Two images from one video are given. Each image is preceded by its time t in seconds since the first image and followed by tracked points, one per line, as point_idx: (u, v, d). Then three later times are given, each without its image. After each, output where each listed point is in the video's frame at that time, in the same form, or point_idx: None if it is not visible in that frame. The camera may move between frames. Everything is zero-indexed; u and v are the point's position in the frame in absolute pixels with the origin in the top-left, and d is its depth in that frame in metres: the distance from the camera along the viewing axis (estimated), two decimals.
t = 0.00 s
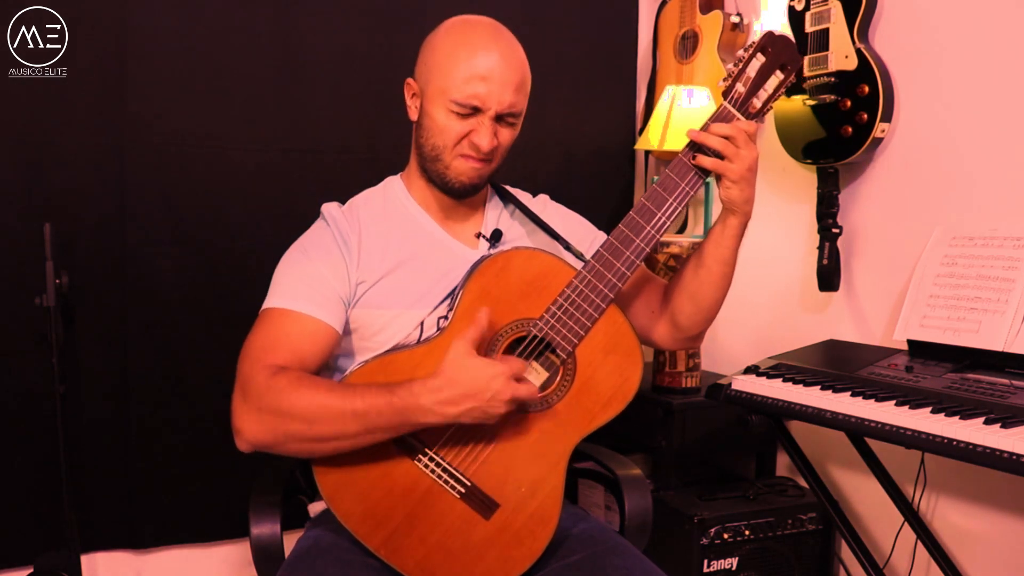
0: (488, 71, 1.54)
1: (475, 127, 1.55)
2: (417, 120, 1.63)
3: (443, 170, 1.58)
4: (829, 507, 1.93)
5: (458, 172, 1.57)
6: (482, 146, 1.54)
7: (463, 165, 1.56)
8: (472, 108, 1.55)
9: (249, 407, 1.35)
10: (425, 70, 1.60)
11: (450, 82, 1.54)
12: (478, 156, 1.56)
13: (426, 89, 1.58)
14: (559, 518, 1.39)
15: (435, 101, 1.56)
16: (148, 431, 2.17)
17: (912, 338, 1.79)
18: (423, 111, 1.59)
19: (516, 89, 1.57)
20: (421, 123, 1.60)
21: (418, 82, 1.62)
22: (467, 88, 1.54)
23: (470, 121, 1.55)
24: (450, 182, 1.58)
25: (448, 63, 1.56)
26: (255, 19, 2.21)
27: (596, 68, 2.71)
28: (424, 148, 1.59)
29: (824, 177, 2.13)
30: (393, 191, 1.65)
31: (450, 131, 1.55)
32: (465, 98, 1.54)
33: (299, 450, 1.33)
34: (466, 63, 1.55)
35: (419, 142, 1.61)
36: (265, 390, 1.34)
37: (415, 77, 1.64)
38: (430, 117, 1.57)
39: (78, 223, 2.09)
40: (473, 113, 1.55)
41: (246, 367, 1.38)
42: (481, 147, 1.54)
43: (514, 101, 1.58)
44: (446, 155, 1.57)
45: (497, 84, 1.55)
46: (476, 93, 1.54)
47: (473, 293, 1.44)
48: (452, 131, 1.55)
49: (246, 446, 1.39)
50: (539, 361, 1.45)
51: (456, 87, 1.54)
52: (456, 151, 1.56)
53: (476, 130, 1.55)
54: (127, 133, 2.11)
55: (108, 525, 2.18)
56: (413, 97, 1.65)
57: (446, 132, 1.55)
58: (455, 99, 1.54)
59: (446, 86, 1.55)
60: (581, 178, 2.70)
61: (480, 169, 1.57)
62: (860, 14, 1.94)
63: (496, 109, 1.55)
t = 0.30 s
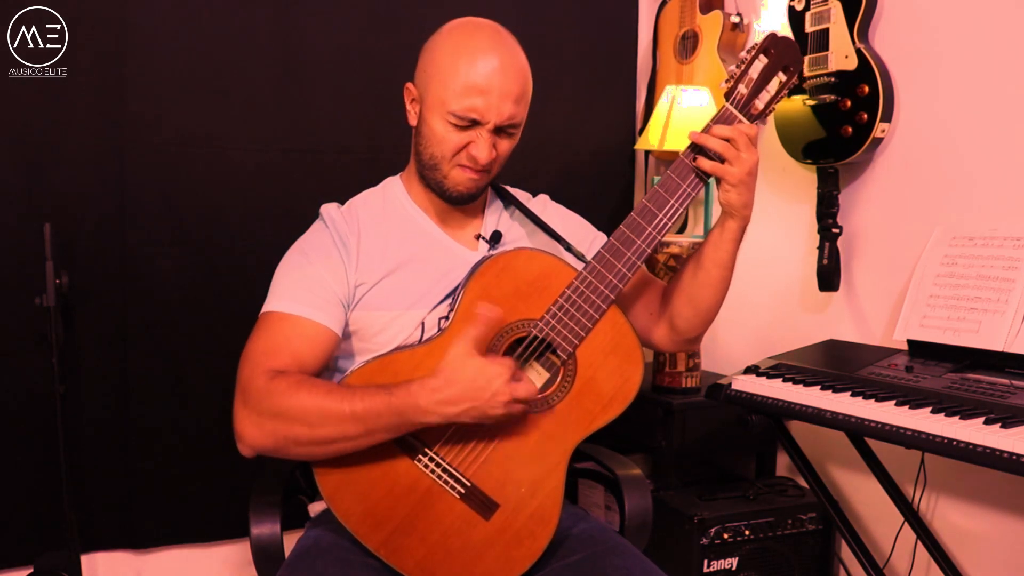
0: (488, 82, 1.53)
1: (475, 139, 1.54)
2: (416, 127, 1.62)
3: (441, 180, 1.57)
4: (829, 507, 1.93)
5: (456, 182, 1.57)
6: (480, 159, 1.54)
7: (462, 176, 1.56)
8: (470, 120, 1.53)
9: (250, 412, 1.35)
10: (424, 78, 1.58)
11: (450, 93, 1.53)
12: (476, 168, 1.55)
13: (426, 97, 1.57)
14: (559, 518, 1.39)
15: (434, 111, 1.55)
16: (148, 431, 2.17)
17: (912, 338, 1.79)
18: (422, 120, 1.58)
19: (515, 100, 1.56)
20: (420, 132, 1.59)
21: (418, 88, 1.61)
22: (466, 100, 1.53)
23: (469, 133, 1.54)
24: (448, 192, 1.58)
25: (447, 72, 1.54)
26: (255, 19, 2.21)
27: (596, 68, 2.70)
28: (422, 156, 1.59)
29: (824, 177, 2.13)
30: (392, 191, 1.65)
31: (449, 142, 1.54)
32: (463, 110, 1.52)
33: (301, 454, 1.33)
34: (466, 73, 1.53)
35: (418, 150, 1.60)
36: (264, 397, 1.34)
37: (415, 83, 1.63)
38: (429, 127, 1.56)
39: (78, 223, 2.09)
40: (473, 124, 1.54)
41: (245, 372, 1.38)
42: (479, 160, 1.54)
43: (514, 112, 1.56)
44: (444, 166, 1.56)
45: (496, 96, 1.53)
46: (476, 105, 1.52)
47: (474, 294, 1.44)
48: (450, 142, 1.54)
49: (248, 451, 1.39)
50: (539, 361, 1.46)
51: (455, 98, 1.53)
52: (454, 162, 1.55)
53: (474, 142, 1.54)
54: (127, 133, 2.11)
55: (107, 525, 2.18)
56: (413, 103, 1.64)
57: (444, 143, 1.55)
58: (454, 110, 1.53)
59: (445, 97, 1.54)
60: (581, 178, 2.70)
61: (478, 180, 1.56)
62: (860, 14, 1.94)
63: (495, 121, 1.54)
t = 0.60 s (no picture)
0: (485, 81, 1.53)
1: (474, 139, 1.54)
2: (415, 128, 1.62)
3: (442, 180, 1.57)
4: (829, 507, 1.93)
5: (457, 182, 1.57)
6: (480, 159, 1.53)
7: (462, 176, 1.56)
8: (470, 119, 1.53)
9: (249, 412, 1.36)
10: (422, 79, 1.58)
11: (447, 93, 1.53)
12: (477, 168, 1.55)
13: (423, 99, 1.57)
14: (559, 518, 1.39)
15: (432, 111, 1.55)
16: (148, 431, 2.17)
17: (912, 338, 1.79)
18: (421, 120, 1.58)
19: (513, 99, 1.56)
20: (419, 133, 1.59)
21: (415, 89, 1.61)
22: (464, 100, 1.53)
23: (468, 133, 1.53)
24: (449, 192, 1.58)
25: (445, 72, 1.54)
26: (254, 19, 2.21)
27: (595, 68, 2.70)
28: (422, 157, 1.59)
29: (824, 177, 2.13)
30: (392, 191, 1.65)
31: (448, 142, 1.54)
32: (462, 109, 1.52)
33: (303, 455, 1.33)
34: (463, 73, 1.53)
35: (417, 151, 1.60)
36: (264, 396, 1.33)
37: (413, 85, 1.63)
38: (428, 128, 1.56)
39: (78, 223, 2.09)
40: (472, 123, 1.54)
41: (245, 373, 1.38)
42: (479, 160, 1.54)
43: (513, 110, 1.56)
44: (444, 167, 1.56)
45: (495, 95, 1.53)
46: (473, 104, 1.52)
47: (473, 294, 1.44)
48: (450, 142, 1.54)
49: (247, 451, 1.39)
50: (539, 361, 1.46)
51: (454, 98, 1.53)
52: (455, 162, 1.55)
53: (475, 141, 1.53)
54: (127, 133, 2.11)
55: (107, 525, 2.18)
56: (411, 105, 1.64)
57: (444, 143, 1.55)
58: (452, 110, 1.53)
59: (443, 97, 1.54)
60: (581, 178, 2.70)
61: (480, 179, 1.56)
62: (860, 14, 1.94)
63: (493, 120, 1.54)
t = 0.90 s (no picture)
0: (483, 80, 1.52)
1: (473, 140, 1.53)
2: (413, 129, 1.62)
3: (441, 181, 1.57)
4: (829, 507, 1.93)
5: (456, 182, 1.57)
6: (479, 159, 1.53)
7: (462, 177, 1.56)
8: (468, 120, 1.53)
9: (248, 412, 1.35)
10: (420, 80, 1.58)
11: (444, 94, 1.53)
12: (476, 168, 1.55)
13: (421, 99, 1.57)
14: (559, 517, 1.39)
15: (430, 112, 1.55)
16: (148, 430, 2.17)
17: (912, 338, 1.79)
18: (419, 122, 1.58)
19: (512, 98, 1.55)
20: (418, 134, 1.59)
21: (413, 90, 1.61)
22: (462, 101, 1.53)
23: (467, 133, 1.53)
24: (449, 192, 1.58)
25: (442, 73, 1.54)
26: (254, 19, 2.21)
27: (596, 68, 2.70)
28: (421, 159, 1.59)
29: (824, 177, 2.13)
30: (392, 191, 1.65)
31: (447, 143, 1.54)
32: (460, 110, 1.52)
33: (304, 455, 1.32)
34: (460, 73, 1.53)
35: (416, 152, 1.60)
36: (263, 397, 1.33)
37: (410, 85, 1.63)
38: (427, 129, 1.56)
39: (78, 223, 2.09)
40: (470, 124, 1.54)
41: (245, 373, 1.37)
42: (478, 161, 1.53)
43: (511, 109, 1.56)
44: (443, 168, 1.56)
45: (492, 95, 1.53)
46: (471, 105, 1.52)
47: (473, 294, 1.44)
48: (449, 143, 1.54)
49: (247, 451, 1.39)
50: (539, 360, 1.47)
51: (451, 99, 1.52)
52: (454, 163, 1.55)
53: (473, 142, 1.53)
54: (126, 133, 2.11)
55: (107, 524, 2.18)
56: (410, 105, 1.64)
57: (443, 144, 1.55)
58: (450, 111, 1.53)
59: (441, 98, 1.54)
60: (581, 178, 2.70)
61: (479, 179, 1.56)
62: (860, 14, 1.94)
63: (492, 120, 1.54)
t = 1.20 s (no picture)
0: (455, 89, 1.47)
1: (455, 149, 1.51)
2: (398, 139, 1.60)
3: (432, 192, 1.57)
4: (829, 507, 1.93)
5: (447, 191, 1.56)
6: (464, 169, 1.52)
7: (451, 186, 1.55)
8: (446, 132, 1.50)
9: (300, 376, 1.28)
10: (393, 93, 1.54)
11: (418, 109, 1.49)
12: (464, 176, 1.54)
13: (398, 112, 1.53)
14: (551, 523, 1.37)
15: (408, 127, 1.52)
16: (148, 430, 2.17)
17: (912, 338, 1.79)
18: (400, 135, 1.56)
19: (489, 101, 1.50)
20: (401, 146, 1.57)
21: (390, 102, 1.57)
22: (437, 113, 1.49)
23: (449, 144, 1.51)
24: (442, 201, 1.58)
25: (413, 86, 1.50)
26: (254, 19, 2.21)
27: (596, 68, 2.70)
28: (410, 171, 1.58)
29: (824, 177, 2.13)
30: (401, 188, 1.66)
31: (430, 156, 1.52)
32: (437, 124, 1.49)
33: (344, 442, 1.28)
34: (431, 86, 1.48)
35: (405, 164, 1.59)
36: (317, 372, 1.28)
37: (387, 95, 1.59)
38: (408, 143, 1.54)
39: (78, 223, 2.09)
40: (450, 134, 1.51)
41: (299, 342, 1.31)
42: (463, 170, 1.52)
43: (489, 112, 1.51)
44: (432, 178, 1.55)
45: (466, 104, 1.48)
46: (446, 117, 1.48)
47: (468, 292, 1.44)
48: (432, 156, 1.52)
49: (280, 414, 1.30)
50: (534, 358, 1.48)
51: (426, 114, 1.49)
52: (441, 174, 1.54)
53: (456, 152, 1.51)
54: (126, 134, 2.11)
55: (107, 525, 2.18)
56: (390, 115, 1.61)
57: (427, 158, 1.53)
58: (427, 126, 1.50)
59: (415, 112, 1.50)
60: (581, 178, 2.70)
61: (470, 186, 1.55)
62: (860, 14, 1.94)
63: (470, 127, 1.50)
